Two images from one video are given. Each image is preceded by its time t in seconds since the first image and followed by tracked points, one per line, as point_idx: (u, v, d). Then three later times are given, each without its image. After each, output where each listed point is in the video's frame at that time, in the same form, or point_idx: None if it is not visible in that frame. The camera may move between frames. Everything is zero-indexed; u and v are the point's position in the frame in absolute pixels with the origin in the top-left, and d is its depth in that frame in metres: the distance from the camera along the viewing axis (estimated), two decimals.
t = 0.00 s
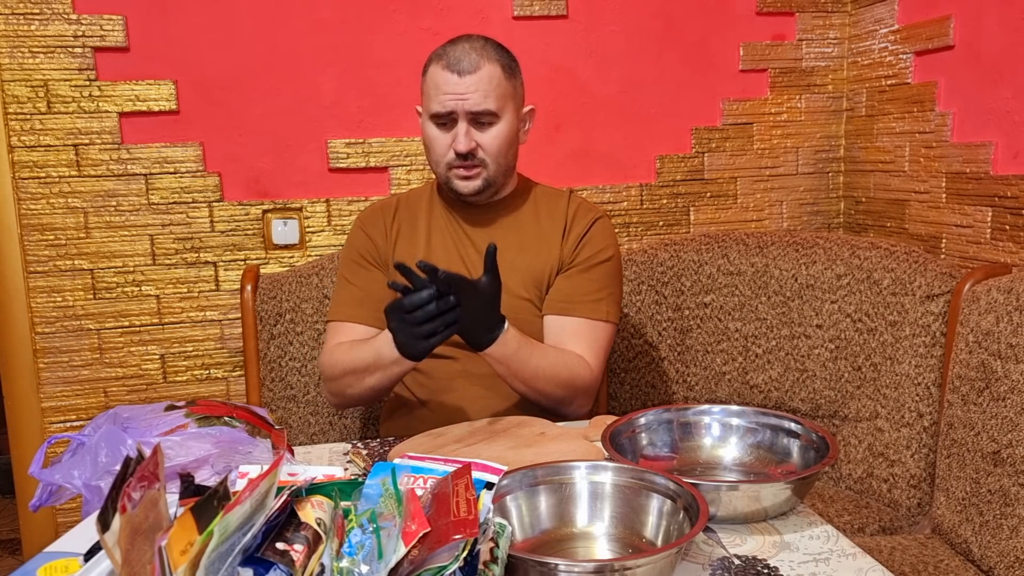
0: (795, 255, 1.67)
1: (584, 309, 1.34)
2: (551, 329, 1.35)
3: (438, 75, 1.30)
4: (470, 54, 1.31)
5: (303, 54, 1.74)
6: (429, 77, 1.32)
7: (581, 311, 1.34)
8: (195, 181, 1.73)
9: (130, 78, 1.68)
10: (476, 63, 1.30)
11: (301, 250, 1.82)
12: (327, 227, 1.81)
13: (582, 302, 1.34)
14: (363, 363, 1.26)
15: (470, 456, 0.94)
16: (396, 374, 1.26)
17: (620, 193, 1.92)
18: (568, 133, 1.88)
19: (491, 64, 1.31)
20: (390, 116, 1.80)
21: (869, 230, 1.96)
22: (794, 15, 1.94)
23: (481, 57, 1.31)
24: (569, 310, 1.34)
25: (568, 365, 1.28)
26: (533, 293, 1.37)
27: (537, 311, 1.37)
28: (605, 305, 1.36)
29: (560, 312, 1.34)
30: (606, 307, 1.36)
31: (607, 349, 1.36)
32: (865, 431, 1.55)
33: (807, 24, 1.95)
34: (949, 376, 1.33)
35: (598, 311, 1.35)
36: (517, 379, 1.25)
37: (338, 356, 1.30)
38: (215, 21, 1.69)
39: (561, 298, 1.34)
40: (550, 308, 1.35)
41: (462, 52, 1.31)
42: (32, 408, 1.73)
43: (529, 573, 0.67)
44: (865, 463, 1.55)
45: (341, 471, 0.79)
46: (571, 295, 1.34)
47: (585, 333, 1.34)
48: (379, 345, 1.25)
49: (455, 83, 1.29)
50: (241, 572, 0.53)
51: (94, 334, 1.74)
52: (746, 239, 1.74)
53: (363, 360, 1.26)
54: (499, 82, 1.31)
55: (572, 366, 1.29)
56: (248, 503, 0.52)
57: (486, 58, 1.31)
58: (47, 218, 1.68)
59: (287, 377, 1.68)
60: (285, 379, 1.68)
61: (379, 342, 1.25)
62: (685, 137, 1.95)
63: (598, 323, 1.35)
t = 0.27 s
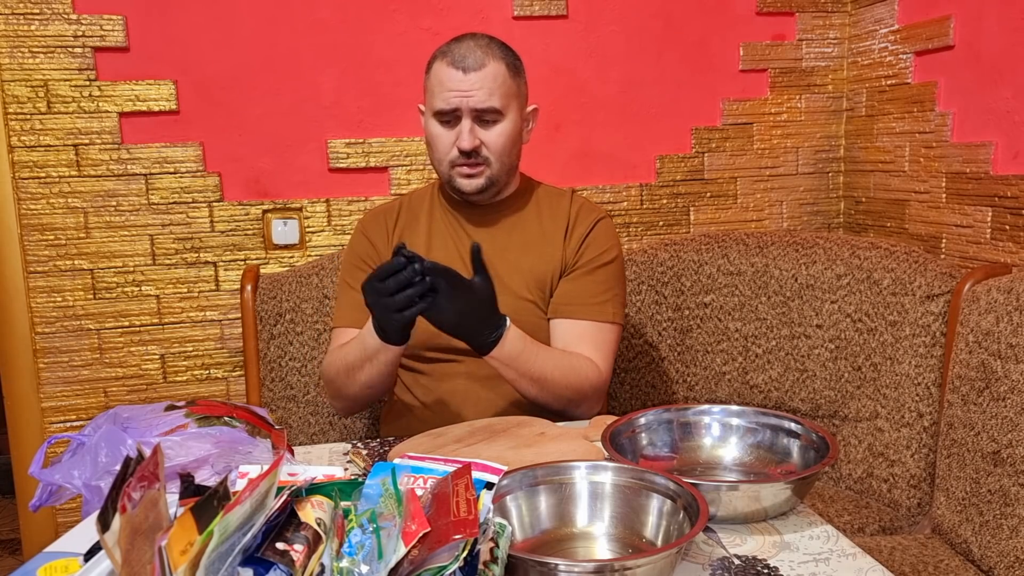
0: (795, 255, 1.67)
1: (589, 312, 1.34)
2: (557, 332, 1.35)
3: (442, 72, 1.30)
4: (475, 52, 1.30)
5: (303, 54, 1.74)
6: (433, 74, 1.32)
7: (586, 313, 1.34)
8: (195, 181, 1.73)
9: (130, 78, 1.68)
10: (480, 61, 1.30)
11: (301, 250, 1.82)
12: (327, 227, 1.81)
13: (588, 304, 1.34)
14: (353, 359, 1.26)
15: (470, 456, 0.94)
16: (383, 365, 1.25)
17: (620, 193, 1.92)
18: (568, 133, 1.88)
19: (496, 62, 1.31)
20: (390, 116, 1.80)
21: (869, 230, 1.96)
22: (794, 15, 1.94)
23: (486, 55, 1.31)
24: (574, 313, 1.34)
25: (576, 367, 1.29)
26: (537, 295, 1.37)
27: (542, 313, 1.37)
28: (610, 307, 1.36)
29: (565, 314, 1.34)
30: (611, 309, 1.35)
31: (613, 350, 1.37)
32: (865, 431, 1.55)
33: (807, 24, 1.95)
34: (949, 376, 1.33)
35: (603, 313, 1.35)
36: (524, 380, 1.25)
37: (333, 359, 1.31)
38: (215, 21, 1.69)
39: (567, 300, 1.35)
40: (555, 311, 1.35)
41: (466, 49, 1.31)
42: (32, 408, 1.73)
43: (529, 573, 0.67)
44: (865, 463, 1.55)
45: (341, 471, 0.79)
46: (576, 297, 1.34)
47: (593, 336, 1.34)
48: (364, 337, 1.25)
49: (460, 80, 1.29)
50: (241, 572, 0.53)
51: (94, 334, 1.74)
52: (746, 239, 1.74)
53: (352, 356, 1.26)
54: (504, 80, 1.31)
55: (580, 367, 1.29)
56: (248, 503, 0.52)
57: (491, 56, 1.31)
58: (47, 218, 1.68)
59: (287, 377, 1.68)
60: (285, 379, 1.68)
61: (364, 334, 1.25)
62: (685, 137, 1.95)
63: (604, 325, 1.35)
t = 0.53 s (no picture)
0: (795, 255, 1.67)
1: (592, 314, 1.35)
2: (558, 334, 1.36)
3: (447, 68, 1.30)
4: (479, 49, 1.31)
5: (303, 54, 1.74)
6: (436, 71, 1.32)
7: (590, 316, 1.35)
8: (195, 181, 1.73)
9: (130, 78, 1.68)
10: (485, 57, 1.30)
11: (301, 250, 1.82)
12: (327, 227, 1.81)
13: (591, 307, 1.35)
14: (351, 365, 1.27)
15: (470, 456, 0.94)
16: (381, 369, 1.25)
17: (620, 193, 1.92)
18: (568, 133, 1.88)
19: (500, 58, 1.31)
20: (390, 116, 1.80)
21: (869, 230, 1.96)
22: (794, 15, 1.94)
23: (490, 52, 1.31)
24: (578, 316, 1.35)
25: (579, 367, 1.29)
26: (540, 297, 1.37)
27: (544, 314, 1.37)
28: (612, 309, 1.36)
29: (568, 317, 1.35)
30: (613, 311, 1.36)
31: (613, 351, 1.37)
32: (865, 431, 1.55)
33: (807, 24, 1.95)
34: (949, 376, 1.33)
35: (606, 314, 1.35)
36: (530, 380, 1.25)
37: (331, 364, 1.31)
38: (215, 21, 1.69)
39: (569, 303, 1.35)
40: (558, 314, 1.35)
41: (471, 46, 1.31)
42: (32, 408, 1.73)
43: (529, 573, 0.67)
44: (865, 463, 1.55)
45: (341, 471, 0.80)
46: (580, 300, 1.35)
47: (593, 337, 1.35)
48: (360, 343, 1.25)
49: (465, 76, 1.29)
50: (241, 572, 0.53)
51: (94, 334, 1.74)
52: (746, 239, 1.74)
53: (350, 361, 1.27)
54: (508, 76, 1.32)
55: (582, 368, 1.30)
56: (248, 503, 0.52)
57: (495, 53, 1.32)
58: (47, 218, 1.68)
59: (287, 377, 1.68)
60: (285, 379, 1.68)
61: (361, 340, 1.25)
62: (685, 137, 1.95)
63: (607, 326, 1.36)
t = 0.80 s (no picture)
0: (795, 255, 1.67)
1: (594, 318, 1.35)
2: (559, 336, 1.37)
3: (456, 60, 1.30)
4: (487, 43, 1.32)
5: (303, 54, 1.74)
6: (445, 63, 1.32)
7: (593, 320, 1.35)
8: (195, 181, 1.74)
9: (130, 78, 1.68)
10: (494, 50, 1.31)
11: (301, 250, 1.82)
12: (327, 227, 1.81)
13: (593, 310, 1.35)
14: (360, 364, 1.26)
15: (470, 456, 0.94)
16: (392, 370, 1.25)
17: (620, 193, 1.92)
18: (568, 133, 1.88)
19: (508, 52, 1.32)
20: (390, 116, 1.80)
21: (869, 230, 1.96)
22: (794, 15, 1.94)
23: (499, 47, 1.32)
24: (581, 320, 1.35)
25: (580, 368, 1.30)
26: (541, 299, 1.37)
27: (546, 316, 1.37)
28: (614, 311, 1.37)
29: (571, 320, 1.35)
30: (615, 313, 1.37)
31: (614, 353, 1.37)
32: (865, 431, 1.55)
33: (807, 24, 1.95)
34: (949, 377, 1.33)
35: (608, 317, 1.36)
36: (530, 381, 1.26)
37: (334, 362, 1.30)
38: (215, 21, 1.69)
39: (571, 306, 1.35)
40: (560, 317, 1.36)
41: (479, 40, 1.32)
42: (32, 408, 1.73)
43: (529, 574, 0.67)
44: (865, 463, 1.55)
45: (341, 471, 0.80)
46: (582, 303, 1.35)
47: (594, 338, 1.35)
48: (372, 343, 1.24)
49: (475, 67, 1.29)
50: (241, 572, 0.52)
51: (94, 334, 1.74)
52: (746, 239, 1.74)
53: (359, 361, 1.26)
54: (517, 70, 1.32)
55: (583, 369, 1.30)
56: (248, 503, 0.52)
57: (503, 49, 1.33)
58: (47, 218, 1.68)
59: (287, 377, 1.68)
60: (285, 379, 1.68)
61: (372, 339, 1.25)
62: (685, 137, 1.95)
63: (608, 329, 1.36)
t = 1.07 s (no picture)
0: (795, 255, 1.67)
1: (599, 323, 1.36)
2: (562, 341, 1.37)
3: (458, 58, 1.30)
4: (491, 40, 1.32)
5: (303, 54, 1.74)
6: (447, 61, 1.32)
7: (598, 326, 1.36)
8: (195, 181, 1.73)
9: (130, 78, 1.68)
10: (497, 48, 1.31)
11: (301, 250, 1.82)
12: (327, 227, 1.81)
13: (598, 316, 1.36)
14: (366, 366, 1.26)
15: (470, 456, 0.94)
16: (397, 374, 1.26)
17: (620, 193, 1.92)
18: (567, 133, 1.88)
19: (511, 51, 1.32)
20: (390, 116, 1.80)
21: (869, 230, 1.96)
22: (794, 15, 1.94)
23: (502, 45, 1.32)
24: (586, 325, 1.36)
25: (586, 374, 1.30)
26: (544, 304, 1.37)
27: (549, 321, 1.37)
28: (618, 316, 1.37)
29: (576, 327, 1.36)
30: (619, 318, 1.37)
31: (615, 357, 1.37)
32: (865, 431, 1.55)
33: (807, 24, 1.95)
34: (949, 376, 1.33)
35: (613, 323, 1.36)
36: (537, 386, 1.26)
37: (339, 364, 1.30)
38: (215, 21, 1.69)
39: (576, 312, 1.36)
40: (565, 322, 1.36)
41: (482, 37, 1.32)
42: (32, 408, 1.73)
43: (529, 573, 0.67)
44: (865, 463, 1.55)
45: (341, 471, 0.79)
46: (587, 309, 1.36)
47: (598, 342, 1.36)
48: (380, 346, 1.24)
49: (477, 65, 1.29)
50: (241, 573, 0.52)
51: (94, 334, 1.74)
52: (746, 239, 1.74)
53: (365, 363, 1.26)
54: (519, 68, 1.32)
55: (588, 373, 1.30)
56: (248, 503, 0.52)
57: (506, 47, 1.33)
58: (47, 218, 1.68)
59: (287, 377, 1.68)
60: (285, 379, 1.68)
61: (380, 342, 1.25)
62: (685, 137, 1.95)
63: (613, 334, 1.37)
